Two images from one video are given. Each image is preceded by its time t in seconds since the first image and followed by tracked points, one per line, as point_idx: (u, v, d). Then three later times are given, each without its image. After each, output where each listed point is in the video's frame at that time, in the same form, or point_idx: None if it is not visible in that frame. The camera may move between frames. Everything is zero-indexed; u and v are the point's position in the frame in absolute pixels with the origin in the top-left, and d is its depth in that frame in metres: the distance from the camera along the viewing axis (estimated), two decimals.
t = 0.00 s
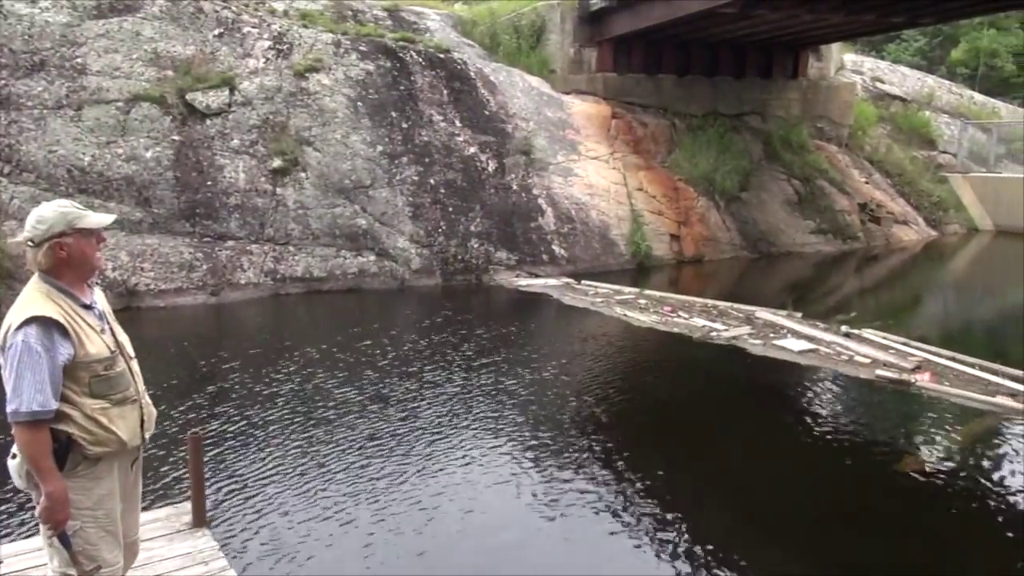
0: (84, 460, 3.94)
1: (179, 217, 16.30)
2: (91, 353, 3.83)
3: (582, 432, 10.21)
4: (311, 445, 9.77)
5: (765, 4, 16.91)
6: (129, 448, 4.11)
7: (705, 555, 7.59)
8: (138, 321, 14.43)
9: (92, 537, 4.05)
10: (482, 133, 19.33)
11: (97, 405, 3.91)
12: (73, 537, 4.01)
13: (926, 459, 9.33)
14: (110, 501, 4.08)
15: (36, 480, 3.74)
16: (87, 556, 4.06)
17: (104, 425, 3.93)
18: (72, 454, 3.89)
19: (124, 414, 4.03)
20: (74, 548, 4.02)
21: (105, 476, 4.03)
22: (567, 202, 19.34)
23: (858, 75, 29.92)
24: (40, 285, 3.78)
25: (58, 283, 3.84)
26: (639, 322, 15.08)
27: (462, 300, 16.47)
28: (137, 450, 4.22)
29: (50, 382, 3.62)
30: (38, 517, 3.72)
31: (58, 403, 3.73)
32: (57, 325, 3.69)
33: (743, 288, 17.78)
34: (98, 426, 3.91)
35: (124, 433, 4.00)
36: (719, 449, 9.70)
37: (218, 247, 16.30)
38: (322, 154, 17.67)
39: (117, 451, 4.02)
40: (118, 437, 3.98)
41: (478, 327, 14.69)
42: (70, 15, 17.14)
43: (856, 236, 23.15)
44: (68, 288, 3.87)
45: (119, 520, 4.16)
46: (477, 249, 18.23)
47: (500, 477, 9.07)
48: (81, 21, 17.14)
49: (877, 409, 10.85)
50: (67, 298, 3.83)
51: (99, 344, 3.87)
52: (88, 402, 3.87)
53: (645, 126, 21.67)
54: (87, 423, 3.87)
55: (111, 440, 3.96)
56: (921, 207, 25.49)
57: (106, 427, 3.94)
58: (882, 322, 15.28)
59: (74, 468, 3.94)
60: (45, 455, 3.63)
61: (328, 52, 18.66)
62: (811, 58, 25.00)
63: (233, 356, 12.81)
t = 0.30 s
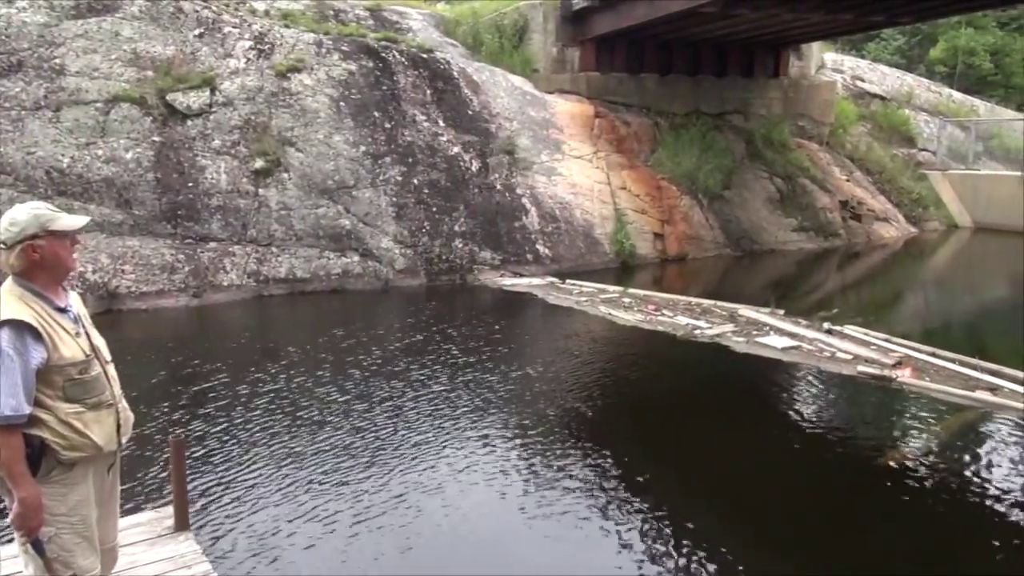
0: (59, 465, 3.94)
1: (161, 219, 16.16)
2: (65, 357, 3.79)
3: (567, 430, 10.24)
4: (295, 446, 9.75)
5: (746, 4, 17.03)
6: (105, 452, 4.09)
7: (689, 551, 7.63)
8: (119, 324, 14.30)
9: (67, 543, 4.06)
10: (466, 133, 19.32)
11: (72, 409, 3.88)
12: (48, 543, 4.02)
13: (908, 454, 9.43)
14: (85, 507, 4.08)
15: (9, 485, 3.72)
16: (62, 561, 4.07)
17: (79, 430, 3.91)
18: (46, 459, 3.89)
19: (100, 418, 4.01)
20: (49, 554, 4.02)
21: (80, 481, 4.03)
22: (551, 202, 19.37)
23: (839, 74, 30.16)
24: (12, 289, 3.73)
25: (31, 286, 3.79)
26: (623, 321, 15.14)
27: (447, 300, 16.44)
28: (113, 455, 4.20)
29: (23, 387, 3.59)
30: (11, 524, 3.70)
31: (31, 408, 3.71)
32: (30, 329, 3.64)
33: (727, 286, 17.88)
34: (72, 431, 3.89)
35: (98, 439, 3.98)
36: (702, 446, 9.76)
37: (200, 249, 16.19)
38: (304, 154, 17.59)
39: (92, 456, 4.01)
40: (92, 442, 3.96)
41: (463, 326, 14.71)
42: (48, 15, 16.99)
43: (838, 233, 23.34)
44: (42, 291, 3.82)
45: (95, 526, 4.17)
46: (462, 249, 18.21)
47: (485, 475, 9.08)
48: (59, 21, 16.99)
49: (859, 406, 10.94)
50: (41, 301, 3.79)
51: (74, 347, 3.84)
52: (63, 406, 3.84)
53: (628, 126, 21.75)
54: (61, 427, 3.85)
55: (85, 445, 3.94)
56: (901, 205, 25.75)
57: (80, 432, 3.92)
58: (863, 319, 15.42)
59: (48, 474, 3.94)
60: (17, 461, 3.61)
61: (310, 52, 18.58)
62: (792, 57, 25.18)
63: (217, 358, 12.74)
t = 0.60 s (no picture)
0: (33, 469, 3.98)
1: (142, 220, 16.02)
2: (40, 359, 3.80)
3: (553, 429, 10.25)
4: (281, 447, 9.71)
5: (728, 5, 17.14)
6: (81, 456, 4.11)
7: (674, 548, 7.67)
8: (101, 326, 14.15)
9: (42, 548, 4.11)
10: (450, 133, 19.29)
11: (47, 412, 3.91)
12: (23, 547, 4.07)
13: (890, 450, 9.52)
14: (60, 511, 4.12)
15: None
16: (35, 566, 4.12)
17: (53, 433, 3.93)
18: (20, 462, 3.93)
19: (76, 422, 4.03)
20: (23, 558, 4.07)
21: (55, 485, 4.07)
22: (536, 201, 19.38)
23: (820, 74, 30.39)
24: None
25: (7, 287, 3.82)
26: (608, 320, 15.19)
27: (431, 300, 16.40)
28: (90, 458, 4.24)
29: None
30: None
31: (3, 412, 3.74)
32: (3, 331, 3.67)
33: (710, 285, 17.97)
34: (46, 435, 3.92)
35: (74, 442, 4.01)
36: (688, 444, 9.81)
37: (182, 250, 16.05)
38: (288, 154, 17.50)
39: (67, 459, 4.03)
40: (68, 446, 3.98)
41: (446, 326, 14.72)
42: (26, 14, 16.83)
43: (820, 232, 23.51)
44: (18, 293, 3.85)
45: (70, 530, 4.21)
46: (447, 249, 18.19)
47: (471, 474, 9.09)
48: (37, 20, 16.84)
49: (842, 403, 11.03)
50: (16, 303, 3.81)
51: (50, 350, 3.85)
52: (38, 410, 3.87)
53: (612, 125, 21.82)
54: (36, 431, 3.88)
55: (59, 448, 3.96)
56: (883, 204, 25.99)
57: (54, 435, 3.94)
58: (846, 316, 15.55)
59: (23, 477, 3.98)
60: None
61: (292, 52, 18.50)
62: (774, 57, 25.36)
63: (200, 359, 12.66)
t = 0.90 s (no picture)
0: (12, 471, 4.18)
1: (124, 220, 15.87)
2: (16, 361, 4.03)
3: (538, 429, 10.28)
4: (264, 447, 9.68)
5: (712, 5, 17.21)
6: (59, 459, 4.30)
7: (660, 546, 7.71)
8: (82, 327, 13.99)
9: (20, 552, 4.32)
10: (434, 133, 19.27)
11: (25, 414, 4.12)
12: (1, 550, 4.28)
13: (872, 447, 9.60)
14: (38, 514, 4.32)
15: None
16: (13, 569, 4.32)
17: (29, 436, 4.14)
18: None
19: (53, 425, 4.23)
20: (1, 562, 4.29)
21: (32, 488, 4.27)
22: (521, 201, 19.39)
23: (802, 74, 30.62)
24: None
25: None
26: (592, 319, 15.22)
27: (416, 301, 16.34)
28: (69, 462, 4.42)
29: None
30: None
31: None
32: None
33: (694, 284, 18.04)
34: (23, 437, 4.12)
35: (51, 445, 4.20)
36: (672, 442, 9.86)
37: (165, 251, 15.91)
38: (271, 154, 17.41)
39: (44, 462, 4.22)
40: (44, 448, 4.17)
41: (432, 326, 14.69)
42: (5, 13, 16.66)
43: (803, 231, 23.68)
44: None
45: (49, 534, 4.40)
46: (431, 249, 18.16)
47: (456, 474, 9.09)
48: (17, 19, 16.68)
49: (825, 401, 11.12)
50: None
51: (26, 352, 4.07)
52: (14, 412, 4.08)
53: (597, 126, 21.89)
54: (12, 433, 4.09)
55: (35, 451, 4.16)
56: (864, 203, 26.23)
57: (30, 438, 4.14)
58: (828, 315, 15.66)
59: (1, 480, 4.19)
60: None
61: (275, 51, 18.44)
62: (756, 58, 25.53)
63: (183, 360, 12.58)
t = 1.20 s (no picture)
0: None
1: (105, 222, 15.69)
2: None
3: (524, 429, 10.28)
4: (248, 449, 9.64)
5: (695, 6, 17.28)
6: (36, 463, 4.42)
7: (645, 543, 7.74)
8: (63, 331, 13.84)
9: None
10: (418, 133, 19.23)
11: (1, 419, 4.28)
12: None
13: (854, 443, 9.69)
14: (13, 519, 4.42)
15: None
16: None
17: (5, 441, 4.26)
18: None
19: (29, 430, 4.36)
20: None
21: (9, 493, 4.38)
22: (505, 201, 19.38)
23: (784, 74, 30.83)
24: None
25: None
26: (577, 319, 15.26)
27: (401, 302, 16.27)
28: (46, 468, 4.54)
29: None
30: None
31: None
32: None
33: (678, 283, 18.12)
34: None
35: (25, 449, 4.32)
36: (658, 441, 9.89)
37: (146, 253, 15.75)
38: (254, 155, 17.32)
39: (20, 466, 4.35)
40: (19, 452, 4.30)
41: (418, 327, 14.65)
42: None
43: (786, 230, 23.83)
44: None
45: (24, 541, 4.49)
46: (416, 250, 18.11)
47: (442, 475, 9.05)
48: None
49: (808, 398, 11.21)
50: None
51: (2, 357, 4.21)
52: None
53: (581, 125, 21.93)
54: None
55: (11, 455, 4.29)
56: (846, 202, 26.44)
57: (6, 442, 4.27)
58: (810, 313, 15.77)
59: None
60: None
61: (258, 51, 18.36)
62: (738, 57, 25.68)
63: (165, 363, 12.49)
